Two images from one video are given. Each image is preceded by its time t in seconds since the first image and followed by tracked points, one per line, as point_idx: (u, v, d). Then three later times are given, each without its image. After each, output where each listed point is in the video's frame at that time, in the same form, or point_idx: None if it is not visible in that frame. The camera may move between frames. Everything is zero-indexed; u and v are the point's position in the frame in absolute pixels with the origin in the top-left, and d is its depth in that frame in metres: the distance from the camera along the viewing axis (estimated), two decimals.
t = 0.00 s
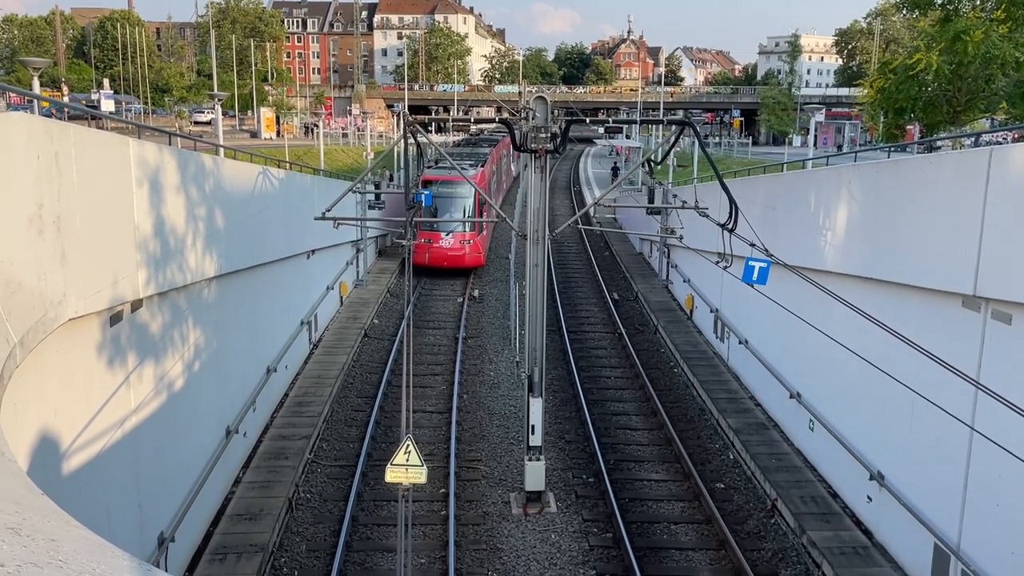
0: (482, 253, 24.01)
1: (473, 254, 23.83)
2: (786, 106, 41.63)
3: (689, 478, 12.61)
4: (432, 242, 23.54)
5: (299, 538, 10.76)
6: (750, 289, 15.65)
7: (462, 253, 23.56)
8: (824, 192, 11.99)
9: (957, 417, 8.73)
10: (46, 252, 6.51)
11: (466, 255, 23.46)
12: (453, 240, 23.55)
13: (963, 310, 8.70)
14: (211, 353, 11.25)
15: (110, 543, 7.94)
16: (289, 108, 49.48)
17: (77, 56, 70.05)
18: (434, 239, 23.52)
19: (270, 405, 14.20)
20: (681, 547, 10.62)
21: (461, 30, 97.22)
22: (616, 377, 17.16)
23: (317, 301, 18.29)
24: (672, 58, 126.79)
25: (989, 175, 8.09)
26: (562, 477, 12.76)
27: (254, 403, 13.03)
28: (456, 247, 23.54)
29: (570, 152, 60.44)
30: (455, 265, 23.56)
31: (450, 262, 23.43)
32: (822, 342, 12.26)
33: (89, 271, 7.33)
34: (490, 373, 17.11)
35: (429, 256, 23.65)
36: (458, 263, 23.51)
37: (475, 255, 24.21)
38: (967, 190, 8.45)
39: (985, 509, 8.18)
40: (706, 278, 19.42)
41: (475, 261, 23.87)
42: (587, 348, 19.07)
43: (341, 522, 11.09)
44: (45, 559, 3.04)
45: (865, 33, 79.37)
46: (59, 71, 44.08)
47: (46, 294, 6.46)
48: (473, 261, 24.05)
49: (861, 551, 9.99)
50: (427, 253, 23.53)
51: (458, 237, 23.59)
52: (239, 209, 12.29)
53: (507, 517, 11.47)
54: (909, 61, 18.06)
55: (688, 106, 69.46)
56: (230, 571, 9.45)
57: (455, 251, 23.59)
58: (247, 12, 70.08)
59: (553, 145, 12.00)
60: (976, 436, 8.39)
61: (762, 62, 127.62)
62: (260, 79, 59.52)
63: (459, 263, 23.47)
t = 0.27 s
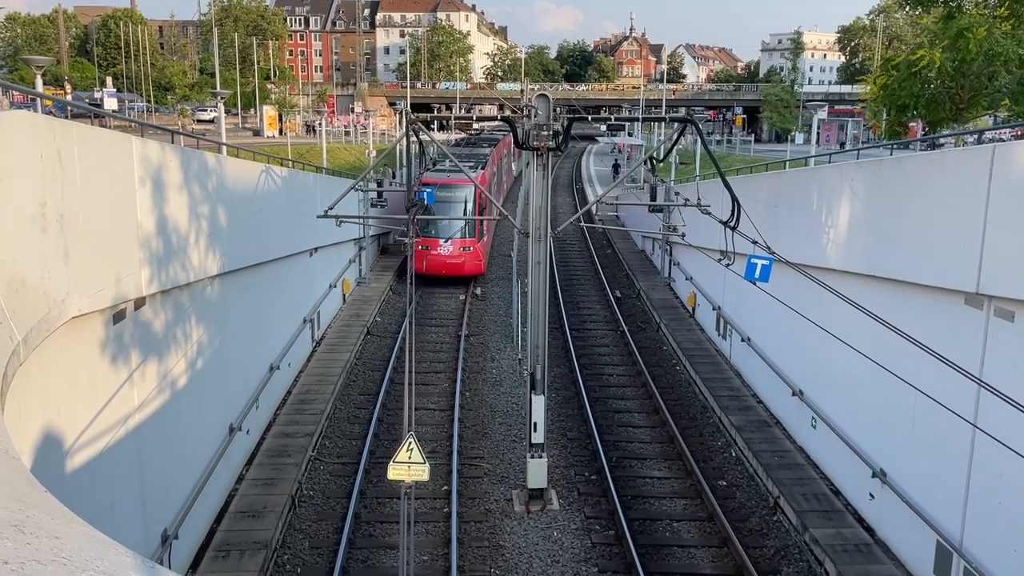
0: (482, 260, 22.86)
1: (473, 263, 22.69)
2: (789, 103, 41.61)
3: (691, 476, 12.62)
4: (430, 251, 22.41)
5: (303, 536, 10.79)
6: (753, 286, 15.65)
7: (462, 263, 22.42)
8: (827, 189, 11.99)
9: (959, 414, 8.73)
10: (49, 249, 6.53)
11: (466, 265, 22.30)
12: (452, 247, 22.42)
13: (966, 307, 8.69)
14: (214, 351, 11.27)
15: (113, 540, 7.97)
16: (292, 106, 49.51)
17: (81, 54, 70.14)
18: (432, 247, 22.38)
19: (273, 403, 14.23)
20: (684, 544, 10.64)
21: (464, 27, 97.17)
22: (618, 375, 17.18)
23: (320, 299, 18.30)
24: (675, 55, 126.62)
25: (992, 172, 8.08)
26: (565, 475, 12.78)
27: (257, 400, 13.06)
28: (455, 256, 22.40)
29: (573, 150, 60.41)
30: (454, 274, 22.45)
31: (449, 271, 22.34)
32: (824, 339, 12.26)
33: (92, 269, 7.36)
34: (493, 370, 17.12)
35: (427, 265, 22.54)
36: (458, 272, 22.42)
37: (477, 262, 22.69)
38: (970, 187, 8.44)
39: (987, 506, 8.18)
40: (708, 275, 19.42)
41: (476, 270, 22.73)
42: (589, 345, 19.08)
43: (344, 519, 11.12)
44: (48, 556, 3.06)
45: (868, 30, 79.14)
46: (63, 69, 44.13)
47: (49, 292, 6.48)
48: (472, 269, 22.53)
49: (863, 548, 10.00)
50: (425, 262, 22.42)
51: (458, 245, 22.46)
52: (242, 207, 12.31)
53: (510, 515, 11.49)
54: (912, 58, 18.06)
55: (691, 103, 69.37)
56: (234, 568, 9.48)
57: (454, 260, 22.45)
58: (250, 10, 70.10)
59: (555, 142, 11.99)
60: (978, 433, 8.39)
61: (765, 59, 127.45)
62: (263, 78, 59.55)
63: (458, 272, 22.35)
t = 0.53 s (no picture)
0: (482, 270, 21.92)
1: (473, 273, 21.73)
2: (791, 101, 41.57)
3: (693, 473, 12.62)
4: (428, 260, 21.48)
5: (304, 533, 10.80)
6: (755, 284, 15.64)
7: (460, 273, 21.50)
8: (829, 186, 11.96)
9: (961, 412, 8.71)
10: (50, 247, 6.53)
11: (464, 275, 21.38)
12: (451, 257, 21.48)
13: (968, 305, 8.67)
14: (216, 348, 11.28)
15: (115, 538, 7.99)
16: (294, 104, 49.48)
17: (82, 52, 70.10)
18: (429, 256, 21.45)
19: (274, 401, 14.24)
20: (686, 542, 10.63)
21: (465, 25, 97.11)
22: (620, 372, 17.17)
23: (321, 297, 18.31)
24: (677, 53, 126.61)
25: (995, 169, 8.06)
26: (567, 472, 12.78)
27: (259, 398, 13.07)
28: (453, 266, 21.48)
29: (574, 147, 60.37)
30: (452, 285, 21.53)
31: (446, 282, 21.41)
32: (826, 337, 12.25)
33: (94, 266, 7.36)
34: (495, 368, 17.12)
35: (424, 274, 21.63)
36: (456, 283, 21.51)
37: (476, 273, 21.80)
38: (973, 185, 8.42)
39: (989, 504, 8.17)
40: (710, 273, 19.41)
41: (475, 280, 21.80)
42: (591, 343, 19.07)
43: (346, 517, 11.12)
44: (51, 554, 3.07)
45: (870, 27, 78.94)
46: (64, 66, 44.09)
47: (51, 290, 6.48)
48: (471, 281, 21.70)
49: (865, 546, 10.00)
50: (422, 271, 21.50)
51: (456, 254, 21.52)
52: (244, 204, 12.31)
53: (512, 512, 11.49)
54: (913, 55, 18.02)
55: (692, 101, 69.33)
56: (236, 566, 9.49)
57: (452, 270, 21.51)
58: (251, 7, 70.04)
59: (557, 140, 11.96)
60: (980, 432, 8.38)
61: (767, 56, 127.21)
62: (264, 76, 59.52)
63: (456, 283, 21.43)
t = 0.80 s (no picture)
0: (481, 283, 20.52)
1: (471, 286, 20.33)
2: (792, 98, 41.57)
3: (694, 471, 12.62)
4: (424, 270, 20.18)
5: (306, 531, 10.82)
6: (756, 282, 15.63)
7: (458, 285, 20.10)
8: (830, 185, 11.95)
9: (963, 410, 8.71)
10: (52, 244, 6.53)
11: (461, 288, 19.96)
12: (447, 268, 20.14)
13: (970, 303, 8.67)
14: (217, 346, 11.30)
15: (117, 536, 8.00)
16: (294, 102, 49.44)
17: (83, 50, 70.05)
18: (425, 266, 20.14)
19: (276, 398, 14.26)
20: (687, 540, 10.64)
21: (466, 23, 97.04)
22: (621, 370, 17.17)
23: (322, 295, 18.32)
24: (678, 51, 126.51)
25: (996, 166, 8.05)
26: (568, 470, 12.79)
27: (260, 396, 13.08)
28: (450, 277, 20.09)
29: (575, 145, 60.34)
30: (449, 298, 20.10)
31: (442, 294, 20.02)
32: (828, 335, 12.25)
33: (95, 264, 7.36)
34: (496, 366, 17.12)
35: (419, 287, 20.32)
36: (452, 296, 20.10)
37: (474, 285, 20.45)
38: (974, 182, 8.41)
39: (991, 502, 8.17)
40: (711, 271, 19.39)
41: (473, 294, 20.36)
42: (592, 341, 19.07)
43: (347, 514, 11.13)
44: (54, 552, 3.07)
45: (871, 25, 78.82)
46: (65, 64, 44.04)
47: (53, 288, 6.49)
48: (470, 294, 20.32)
49: (866, 544, 10.01)
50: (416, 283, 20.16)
51: (454, 264, 20.21)
52: (245, 202, 12.32)
53: (513, 510, 11.50)
54: (915, 52, 18.04)
55: (693, 99, 69.26)
56: (237, 563, 9.51)
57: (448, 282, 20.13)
58: (252, 5, 69.96)
59: (558, 138, 11.94)
60: (982, 429, 8.38)
61: (768, 54, 127.02)
62: (264, 74, 59.49)
63: (453, 296, 20.00)
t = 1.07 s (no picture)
0: (480, 298, 18.97)
1: (469, 302, 18.80)
2: (792, 96, 41.59)
3: (694, 470, 12.62)
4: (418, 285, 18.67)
5: (306, 529, 10.82)
6: (756, 280, 15.62)
7: (456, 301, 18.58)
8: (831, 183, 11.94)
9: (963, 408, 8.72)
10: (53, 243, 6.54)
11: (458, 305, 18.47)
12: (443, 283, 18.62)
13: (970, 301, 8.66)
14: (218, 345, 11.31)
15: (118, 534, 8.01)
16: (295, 100, 49.40)
17: (83, 48, 69.97)
18: (419, 282, 18.61)
19: (276, 397, 14.27)
20: (687, 538, 10.65)
21: (466, 21, 96.96)
22: (622, 369, 17.17)
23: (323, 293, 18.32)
24: (678, 49, 126.41)
25: (996, 164, 8.05)
26: (568, 469, 12.80)
27: (261, 394, 13.09)
28: (446, 293, 18.58)
29: (575, 144, 60.32)
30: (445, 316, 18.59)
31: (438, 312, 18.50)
32: (828, 333, 12.24)
33: (96, 263, 7.37)
34: (496, 364, 17.12)
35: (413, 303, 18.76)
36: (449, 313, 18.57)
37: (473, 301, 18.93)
38: (975, 181, 8.41)
39: (991, 500, 8.17)
40: (712, 269, 19.38)
41: (472, 310, 18.83)
42: (592, 339, 19.07)
43: (348, 513, 11.14)
44: (54, 550, 3.07)
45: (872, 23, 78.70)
46: (65, 63, 43.99)
47: (53, 287, 6.49)
48: (468, 311, 18.78)
49: (867, 542, 10.01)
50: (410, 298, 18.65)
51: (450, 278, 18.68)
52: (245, 201, 12.32)
53: (513, 509, 11.51)
54: (915, 50, 18.06)
55: (694, 97, 69.21)
56: (238, 562, 9.51)
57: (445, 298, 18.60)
58: (252, 4, 69.88)
59: (558, 136, 11.91)
60: (982, 427, 8.38)
61: (769, 52, 126.81)
62: (264, 72, 59.44)
63: (450, 313, 18.50)
